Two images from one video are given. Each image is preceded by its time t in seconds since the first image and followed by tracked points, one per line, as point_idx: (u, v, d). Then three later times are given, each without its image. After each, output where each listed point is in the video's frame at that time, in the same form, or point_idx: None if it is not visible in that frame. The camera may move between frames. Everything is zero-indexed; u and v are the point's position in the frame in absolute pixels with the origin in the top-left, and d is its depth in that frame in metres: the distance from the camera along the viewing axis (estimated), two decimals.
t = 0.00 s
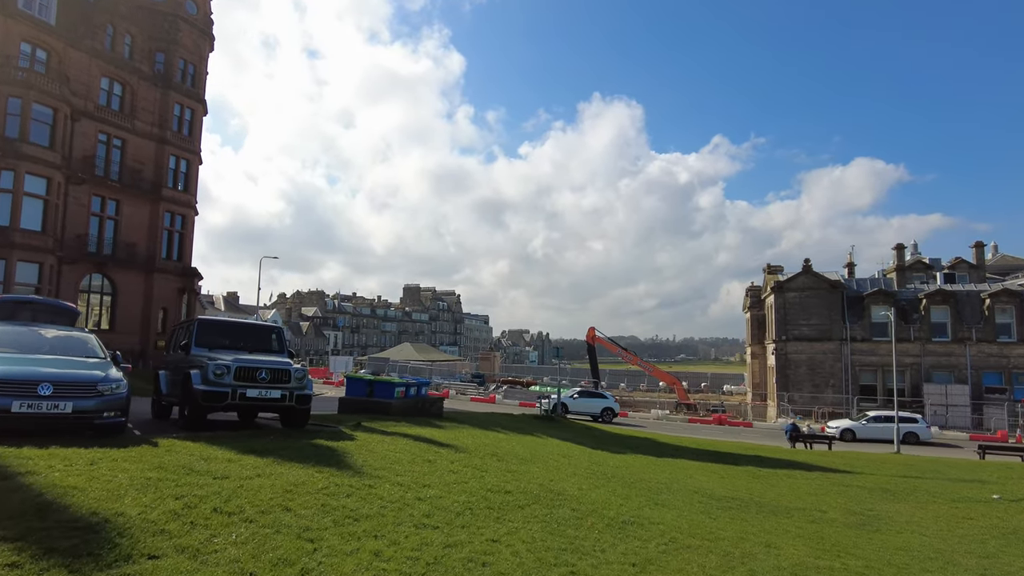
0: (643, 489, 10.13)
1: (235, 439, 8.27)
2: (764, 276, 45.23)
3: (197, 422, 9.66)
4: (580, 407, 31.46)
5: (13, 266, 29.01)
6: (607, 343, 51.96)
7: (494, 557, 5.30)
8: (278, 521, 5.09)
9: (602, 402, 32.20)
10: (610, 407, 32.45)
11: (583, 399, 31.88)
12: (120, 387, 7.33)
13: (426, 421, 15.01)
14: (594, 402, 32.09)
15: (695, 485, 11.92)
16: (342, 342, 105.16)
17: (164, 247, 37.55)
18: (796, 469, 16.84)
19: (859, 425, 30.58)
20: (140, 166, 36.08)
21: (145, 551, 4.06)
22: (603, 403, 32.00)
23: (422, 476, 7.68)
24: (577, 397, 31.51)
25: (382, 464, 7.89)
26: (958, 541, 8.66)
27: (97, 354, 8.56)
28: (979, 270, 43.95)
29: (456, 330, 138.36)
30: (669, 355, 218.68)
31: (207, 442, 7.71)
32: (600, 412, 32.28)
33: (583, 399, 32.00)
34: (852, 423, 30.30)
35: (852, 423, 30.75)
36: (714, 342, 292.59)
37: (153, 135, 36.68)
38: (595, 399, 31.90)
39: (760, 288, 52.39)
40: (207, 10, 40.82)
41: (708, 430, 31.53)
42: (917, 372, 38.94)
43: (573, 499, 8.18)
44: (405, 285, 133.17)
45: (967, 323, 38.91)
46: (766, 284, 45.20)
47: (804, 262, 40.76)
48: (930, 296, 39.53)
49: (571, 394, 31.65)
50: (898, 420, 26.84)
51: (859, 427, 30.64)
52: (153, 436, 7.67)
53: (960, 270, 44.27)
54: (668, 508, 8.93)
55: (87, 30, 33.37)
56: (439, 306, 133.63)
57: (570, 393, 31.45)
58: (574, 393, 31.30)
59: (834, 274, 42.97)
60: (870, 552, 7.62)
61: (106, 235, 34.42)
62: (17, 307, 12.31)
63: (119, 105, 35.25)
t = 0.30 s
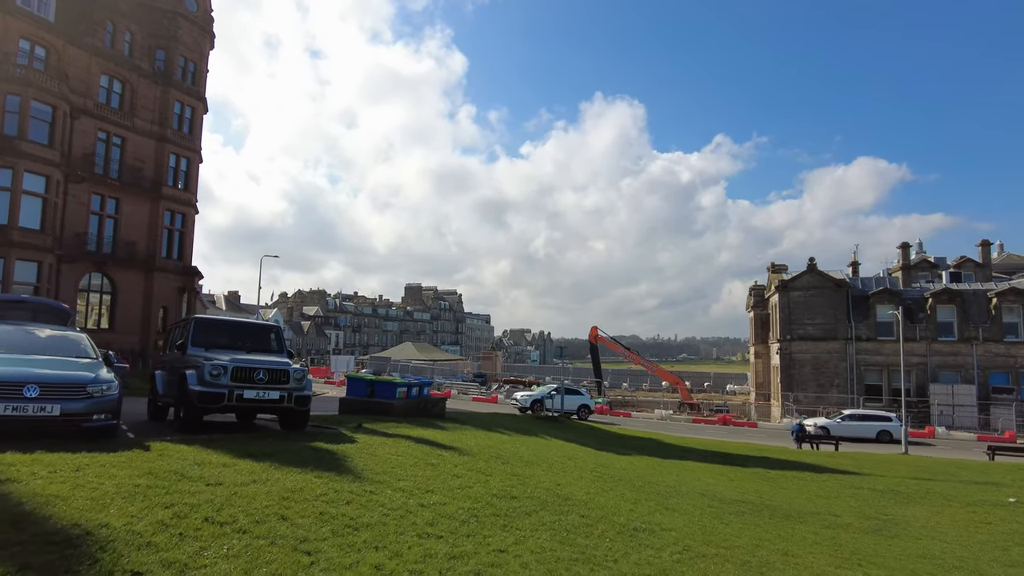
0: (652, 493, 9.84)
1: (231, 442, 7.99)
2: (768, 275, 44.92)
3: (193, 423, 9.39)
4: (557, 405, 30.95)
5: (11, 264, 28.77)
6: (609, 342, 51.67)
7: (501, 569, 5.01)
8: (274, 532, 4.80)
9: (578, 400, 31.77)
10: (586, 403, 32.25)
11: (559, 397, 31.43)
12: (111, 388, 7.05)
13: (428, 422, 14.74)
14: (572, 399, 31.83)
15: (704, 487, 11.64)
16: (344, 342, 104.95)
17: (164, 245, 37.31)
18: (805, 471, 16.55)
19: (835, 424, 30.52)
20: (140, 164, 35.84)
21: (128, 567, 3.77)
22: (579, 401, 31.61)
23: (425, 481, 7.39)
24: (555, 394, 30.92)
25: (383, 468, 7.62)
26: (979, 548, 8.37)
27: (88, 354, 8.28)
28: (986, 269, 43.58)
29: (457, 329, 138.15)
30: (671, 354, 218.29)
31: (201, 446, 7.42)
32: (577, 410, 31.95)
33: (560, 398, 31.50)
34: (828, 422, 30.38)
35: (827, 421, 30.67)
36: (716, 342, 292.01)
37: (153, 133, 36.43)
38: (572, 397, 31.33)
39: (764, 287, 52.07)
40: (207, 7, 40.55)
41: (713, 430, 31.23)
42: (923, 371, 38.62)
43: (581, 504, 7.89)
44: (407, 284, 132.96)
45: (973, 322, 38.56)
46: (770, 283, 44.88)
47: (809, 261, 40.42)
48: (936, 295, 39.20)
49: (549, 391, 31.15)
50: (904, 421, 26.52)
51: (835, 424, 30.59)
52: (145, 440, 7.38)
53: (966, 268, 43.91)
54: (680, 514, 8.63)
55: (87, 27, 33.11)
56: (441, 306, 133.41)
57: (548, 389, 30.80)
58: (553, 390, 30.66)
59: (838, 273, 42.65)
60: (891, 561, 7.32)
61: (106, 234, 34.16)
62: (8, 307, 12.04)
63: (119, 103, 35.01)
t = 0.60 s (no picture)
0: (659, 494, 9.57)
1: (223, 441, 7.70)
2: (771, 273, 44.66)
3: (187, 422, 9.12)
4: (531, 400, 30.34)
5: (8, 262, 28.50)
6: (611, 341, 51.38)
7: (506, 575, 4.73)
8: (265, 536, 4.52)
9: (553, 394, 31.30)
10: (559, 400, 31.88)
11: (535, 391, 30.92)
12: (99, 385, 6.78)
13: (429, 420, 14.48)
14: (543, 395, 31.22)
15: (712, 487, 11.36)
16: (344, 341, 104.68)
17: (162, 243, 37.02)
18: (812, 470, 16.26)
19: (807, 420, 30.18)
20: (138, 161, 35.56)
21: None
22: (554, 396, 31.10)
23: (425, 481, 7.12)
24: (531, 389, 30.27)
25: (382, 468, 7.34)
26: (999, 550, 8.09)
27: (77, 351, 8.01)
28: (989, 266, 43.22)
29: (458, 328, 137.91)
30: (672, 353, 217.96)
31: (193, 444, 7.15)
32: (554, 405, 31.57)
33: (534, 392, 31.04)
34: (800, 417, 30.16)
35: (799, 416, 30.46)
36: (716, 341, 291.68)
37: (151, 131, 36.16)
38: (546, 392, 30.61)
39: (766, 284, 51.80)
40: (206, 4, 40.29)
41: (716, 429, 30.96)
42: (927, 369, 38.36)
43: (587, 505, 7.63)
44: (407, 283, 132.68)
45: (978, 320, 38.27)
46: (773, 280, 44.61)
47: (811, 259, 40.14)
48: (940, 293, 38.92)
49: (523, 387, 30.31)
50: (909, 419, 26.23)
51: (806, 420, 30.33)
52: (135, 438, 7.11)
53: (970, 265, 43.61)
54: (689, 515, 8.35)
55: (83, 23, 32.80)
56: (441, 305, 133.17)
57: (524, 383, 30.14)
58: (529, 384, 30.17)
59: (841, 270, 42.37)
60: (909, 564, 7.05)
61: (103, 231, 33.86)
62: None
63: (117, 100, 34.71)
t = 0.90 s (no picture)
0: (667, 499, 9.25)
1: (214, 446, 7.37)
2: (774, 272, 44.36)
3: (178, 425, 8.80)
4: (508, 398, 29.07)
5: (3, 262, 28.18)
6: (612, 341, 51.03)
7: None
8: (253, 551, 4.21)
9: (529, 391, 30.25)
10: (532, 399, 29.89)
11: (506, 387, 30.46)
12: (82, 388, 6.47)
13: (428, 423, 14.14)
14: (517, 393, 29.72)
15: (719, 491, 11.07)
16: (343, 341, 104.22)
17: (160, 243, 36.71)
18: (820, 472, 15.93)
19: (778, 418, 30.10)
20: (136, 160, 35.22)
21: None
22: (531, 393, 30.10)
23: (426, 488, 6.81)
24: (507, 386, 28.87)
25: (380, 474, 7.03)
26: None
27: (61, 351, 7.69)
28: (994, 265, 42.90)
29: (458, 328, 137.47)
30: (672, 353, 217.50)
31: (182, 450, 6.82)
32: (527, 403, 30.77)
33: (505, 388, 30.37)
34: (771, 415, 30.21)
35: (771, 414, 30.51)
36: (717, 341, 291.33)
37: (148, 130, 35.84)
38: (523, 388, 29.29)
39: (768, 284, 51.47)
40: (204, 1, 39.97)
41: (719, 430, 30.64)
42: (931, 369, 38.07)
43: (595, 512, 7.32)
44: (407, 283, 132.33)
45: (983, 319, 37.94)
46: (776, 280, 44.29)
47: (815, 257, 39.82)
48: (944, 292, 38.61)
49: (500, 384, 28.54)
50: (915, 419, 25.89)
51: (778, 419, 30.34)
52: (121, 443, 6.79)
53: (973, 264, 43.29)
54: (700, 522, 8.06)
55: (79, 21, 32.44)
56: (442, 305, 132.79)
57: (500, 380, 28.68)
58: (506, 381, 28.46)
59: (844, 269, 42.05)
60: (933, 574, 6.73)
61: (100, 231, 33.53)
62: None
63: (113, 98, 34.36)
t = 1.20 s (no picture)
0: (676, 503, 8.95)
1: (206, 447, 7.06)
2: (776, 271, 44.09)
3: (171, 425, 8.50)
4: (484, 395, 28.87)
5: None
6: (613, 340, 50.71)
7: None
8: (241, 563, 3.91)
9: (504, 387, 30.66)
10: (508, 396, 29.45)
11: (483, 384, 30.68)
12: (66, 386, 6.19)
13: (429, 423, 13.84)
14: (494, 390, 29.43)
15: (728, 493, 10.84)
16: (343, 340, 103.82)
17: (158, 241, 36.43)
18: (828, 473, 15.65)
19: (749, 416, 30.36)
20: (134, 158, 34.93)
21: None
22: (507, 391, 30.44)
23: (428, 491, 6.52)
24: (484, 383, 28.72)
25: (379, 477, 6.73)
26: None
27: (47, 349, 7.40)
28: (998, 264, 42.62)
29: (458, 327, 137.23)
30: (673, 353, 217.23)
31: (172, 452, 6.52)
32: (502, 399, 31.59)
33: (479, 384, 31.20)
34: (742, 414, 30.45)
35: (743, 411, 30.76)
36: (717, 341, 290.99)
37: (147, 127, 35.57)
38: (499, 387, 29.26)
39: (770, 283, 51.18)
40: None
41: (722, 430, 30.32)
42: (935, 368, 37.78)
43: (603, 516, 7.05)
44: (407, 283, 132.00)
45: (987, 318, 37.66)
46: (778, 278, 44.01)
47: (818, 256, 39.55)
48: (949, 290, 38.35)
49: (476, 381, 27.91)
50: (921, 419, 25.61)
51: (749, 417, 30.62)
52: (108, 445, 6.50)
53: (977, 263, 43.00)
54: (711, 527, 7.77)
55: (77, 16, 32.14)
56: (442, 304, 132.49)
57: (475, 377, 28.45)
58: (481, 378, 27.75)
59: (848, 268, 41.75)
60: None
61: (98, 229, 33.23)
62: None
63: (111, 95, 34.05)
